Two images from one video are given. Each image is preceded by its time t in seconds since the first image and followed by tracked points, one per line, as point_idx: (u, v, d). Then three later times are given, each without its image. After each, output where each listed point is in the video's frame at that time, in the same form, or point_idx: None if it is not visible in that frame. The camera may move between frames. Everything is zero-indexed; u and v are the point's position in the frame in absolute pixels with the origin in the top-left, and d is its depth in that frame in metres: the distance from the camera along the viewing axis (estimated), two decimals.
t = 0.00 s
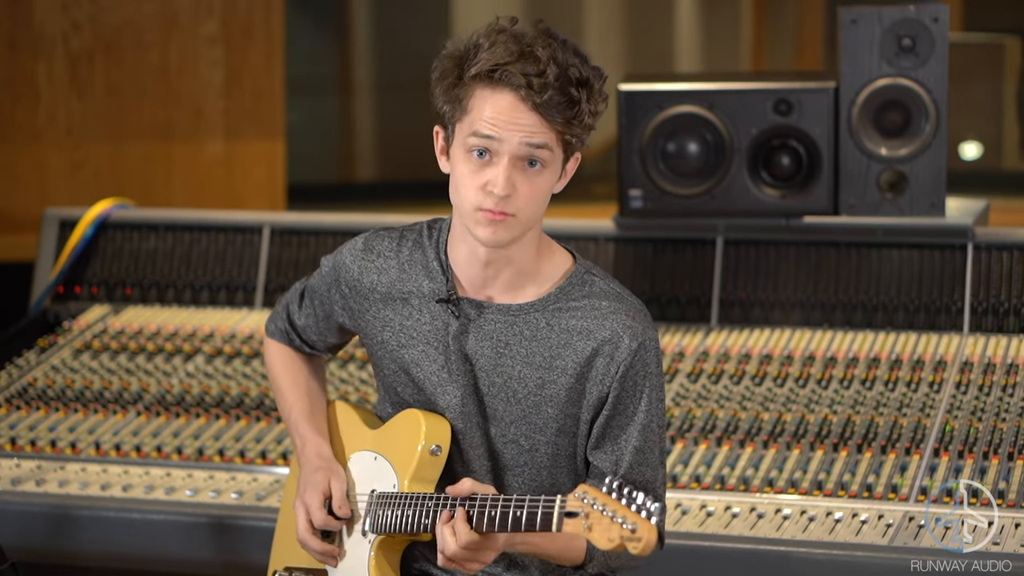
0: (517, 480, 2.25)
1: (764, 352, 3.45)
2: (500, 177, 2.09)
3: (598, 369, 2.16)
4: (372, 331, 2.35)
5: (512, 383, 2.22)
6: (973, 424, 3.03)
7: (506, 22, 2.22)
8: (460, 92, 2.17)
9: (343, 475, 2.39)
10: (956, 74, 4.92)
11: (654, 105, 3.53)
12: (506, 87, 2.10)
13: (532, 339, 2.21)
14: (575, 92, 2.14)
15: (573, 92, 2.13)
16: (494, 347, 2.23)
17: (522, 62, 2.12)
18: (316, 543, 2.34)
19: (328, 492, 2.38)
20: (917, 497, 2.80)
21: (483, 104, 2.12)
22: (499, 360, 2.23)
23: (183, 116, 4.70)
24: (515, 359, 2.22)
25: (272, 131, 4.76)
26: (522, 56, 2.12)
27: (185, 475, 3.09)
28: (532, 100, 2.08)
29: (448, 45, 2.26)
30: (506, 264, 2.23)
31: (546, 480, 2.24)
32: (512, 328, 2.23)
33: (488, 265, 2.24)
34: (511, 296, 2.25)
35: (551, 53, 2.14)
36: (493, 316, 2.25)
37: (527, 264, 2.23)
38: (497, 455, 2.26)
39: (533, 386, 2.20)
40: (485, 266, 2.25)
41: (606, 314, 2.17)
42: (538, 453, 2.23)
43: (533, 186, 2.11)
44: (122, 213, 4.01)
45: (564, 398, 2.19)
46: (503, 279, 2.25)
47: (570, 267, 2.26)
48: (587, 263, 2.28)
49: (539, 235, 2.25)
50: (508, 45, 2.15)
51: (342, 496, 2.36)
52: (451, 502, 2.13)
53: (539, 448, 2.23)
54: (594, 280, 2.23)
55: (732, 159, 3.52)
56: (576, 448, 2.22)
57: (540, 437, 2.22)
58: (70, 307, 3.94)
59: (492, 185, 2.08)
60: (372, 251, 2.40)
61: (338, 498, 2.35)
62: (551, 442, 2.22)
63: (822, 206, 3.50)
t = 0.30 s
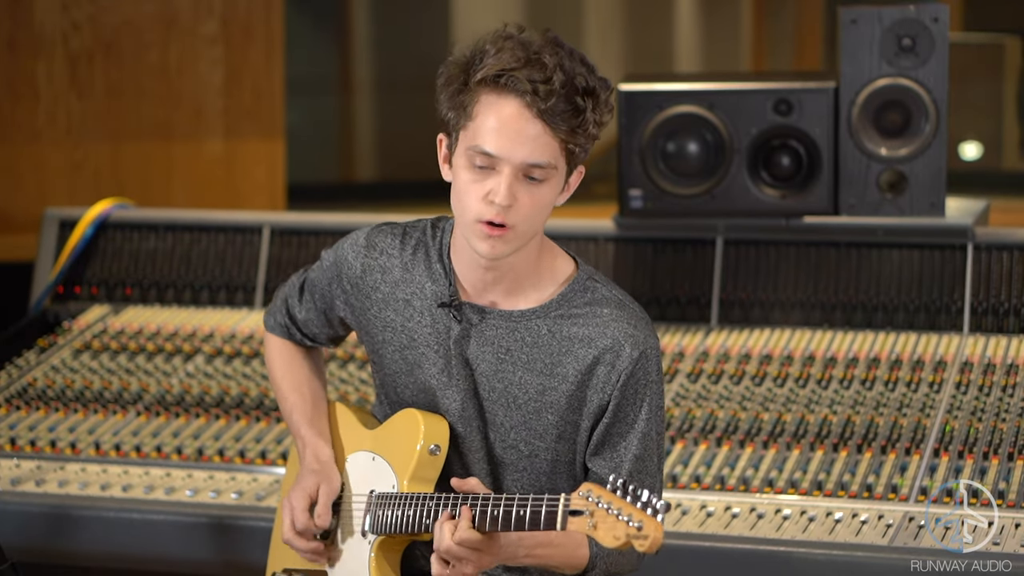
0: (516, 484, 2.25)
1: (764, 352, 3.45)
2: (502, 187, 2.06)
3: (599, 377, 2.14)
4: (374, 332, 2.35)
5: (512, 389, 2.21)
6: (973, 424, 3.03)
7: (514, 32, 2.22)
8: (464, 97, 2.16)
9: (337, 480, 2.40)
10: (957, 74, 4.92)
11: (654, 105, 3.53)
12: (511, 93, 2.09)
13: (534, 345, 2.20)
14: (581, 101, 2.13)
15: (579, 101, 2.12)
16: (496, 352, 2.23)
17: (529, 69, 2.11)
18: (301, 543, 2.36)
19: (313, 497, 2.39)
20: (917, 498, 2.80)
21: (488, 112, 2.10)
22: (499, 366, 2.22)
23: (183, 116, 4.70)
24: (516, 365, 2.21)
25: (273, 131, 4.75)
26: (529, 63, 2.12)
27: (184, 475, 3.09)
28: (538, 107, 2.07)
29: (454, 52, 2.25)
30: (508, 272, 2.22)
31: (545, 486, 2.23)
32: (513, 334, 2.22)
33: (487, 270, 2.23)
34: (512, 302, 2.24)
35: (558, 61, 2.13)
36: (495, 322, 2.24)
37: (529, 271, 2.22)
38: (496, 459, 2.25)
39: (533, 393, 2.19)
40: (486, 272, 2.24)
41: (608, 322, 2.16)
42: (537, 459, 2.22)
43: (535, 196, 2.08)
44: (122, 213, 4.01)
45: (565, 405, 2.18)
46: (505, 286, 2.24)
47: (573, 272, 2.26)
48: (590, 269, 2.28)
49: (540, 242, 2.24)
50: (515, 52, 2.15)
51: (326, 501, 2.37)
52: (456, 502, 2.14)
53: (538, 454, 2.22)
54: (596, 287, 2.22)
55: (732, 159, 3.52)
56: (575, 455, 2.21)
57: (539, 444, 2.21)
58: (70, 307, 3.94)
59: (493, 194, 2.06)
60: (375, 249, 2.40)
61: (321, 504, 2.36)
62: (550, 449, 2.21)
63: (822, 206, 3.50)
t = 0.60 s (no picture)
0: (510, 494, 2.24)
1: (764, 352, 3.45)
2: (504, 209, 2.06)
3: (595, 394, 2.13)
4: (373, 340, 2.35)
5: (508, 401, 2.20)
6: (973, 424, 3.03)
7: (519, 46, 2.20)
8: (467, 116, 2.14)
9: (327, 474, 2.41)
10: (956, 75, 4.92)
11: (654, 105, 3.53)
12: (516, 114, 2.08)
13: (532, 359, 2.19)
14: (586, 123, 2.12)
15: (585, 123, 2.11)
16: (493, 365, 2.22)
17: (534, 90, 2.10)
18: (295, 532, 2.37)
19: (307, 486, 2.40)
20: (917, 498, 2.80)
21: (490, 132, 2.09)
22: (496, 378, 2.21)
23: (183, 116, 4.70)
24: (513, 378, 2.20)
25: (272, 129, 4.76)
26: (535, 84, 2.10)
27: (184, 475, 3.09)
28: (543, 130, 2.06)
29: (456, 64, 2.23)
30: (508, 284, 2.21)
31: (540, 497, 2.23)
32: (511, 347, 2.21)
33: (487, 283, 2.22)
34: (510, 316, 2.24)
35: (564, 82, 2.12)
36: (493, 334, 2.23)
37: (530, 285, 2.22)
38: (492, 470, 2.25)
39: (530, 407, 2.18)
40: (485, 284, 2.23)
41: (605, 340, 2.14)
42: (533, 471, 2.21)
43: (537, 218, 2.09)
44: (123, 213, 4.01)
45: (561, 419, 2.17)
46: (504, 299, 2.24)
47: (573, 285, 2.25)
48: (591, 281, 2.26)
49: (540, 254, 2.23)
50: (520, 71, 2.13)
51: (317, 492, 2.38)
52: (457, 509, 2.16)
53: (534, 466, 2.21)
54: (596, 302, 2.21)
55: (732, 159, 3.52)
56: (571, 468, 2.20)
57: (534, 456, 2.21)
58: (70, 307, 3.94)
59: (496, 217, 2.06)
60: (373, 256, 2.39)
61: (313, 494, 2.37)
62: (545, 461, 2.20)
63: (823, 207, 3.50)
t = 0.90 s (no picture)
0: (507, 499, 2.25)
1: (764, 352, 3.45)
2: (495, 219, 2.06)
3: (588, 400, 2.13)
4: (367, 344, 2.36)
5: (502, 407, 2.20)
6: (973, 424, 3.03)
7: (516, 53, 2.18)
8: (460, 123, 2.13)
9: (333, 461, 2.41)
10: (956, 75, 4.92)
11: (654, 105, 3.53)
12: (509, 125, 2.07)
13: (525, 364, 2.19)
14: (579, 134, 2.11)
15: (578, 134, 2.10)
16: (486, 369, 2.21)
17: (528, 100, 2.09)
18: (300, 511, 2.37)
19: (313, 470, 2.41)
20: (917, 498, 2.80)
21: (484, 140, 2.08)
22: (489, 383, 2.21)
23: (183, 116, 4.70)
24: (507, 384, 2.20)
25: (272, 129, 4.80)
26: (529, 94, 2.09)
27: (185, 475, 3.09)
28: (535, 142, 2.05)
29: (453, 68, 2.22)
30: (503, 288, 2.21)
31: (536, 501, 2.24)
32: (504, 352, 2.21)
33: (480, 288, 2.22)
34: (503, 322, 2.23)
35: (559, 92, 2.11)
36: (485, 339, 2.22)
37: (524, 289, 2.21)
38: (488, 474, 2.26)
39: (524, 412, 2.19)
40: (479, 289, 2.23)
41: (598, 346, 2.14)
42: (528, 475, 2.22)
43: (527, 227, 2.09)
44: (123, 213, 4.01)
45: (555, 425, 2.17)
46: (498, 303, 2.23)
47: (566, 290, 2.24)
48: (585, 285, 2.25)
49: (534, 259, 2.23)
50: (514, 81, 2.12)
51: (325, 474, 2.39)
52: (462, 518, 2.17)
53: (529, 470, 2.22)
54: (588, 306, 2.19)
55: (732, 159, 3.52)
56: (567, 472, 2.21)
57: (530, 461, 2.21)
58: (70, 307, 3.93)
59: (486, 227, 2.06)
60: (365, 263, 2.39)
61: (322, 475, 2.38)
62: (541, 466, 2.21)
63: (823, 206, 3.50)
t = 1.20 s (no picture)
0: (505, 501, 2.25)
1: (764, 352, 3.45)
2: (504, 204, 2.06)
3: (588, 404, 2.13)
4: (368, 344, 2.36)
5: (502, 409, 2.21)
6: (973, 424, 3.03)
7: (521, 44, 2.20)
8: (467, 111, 2.14)
9: (336, 470, 2.40)
10: (956, 75, 4.92)
11: (654, 105, 3.53)
12: (517, 110, 2.08)
13: (526, 367, 2.19)
14: (587, 119, 2.12)
15: (585, 119, 2.11)
16: (487, 372, 2.22)
17: (536, 85, 2.10)
18: (312, 532, 2.36)
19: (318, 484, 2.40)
20: (917, 498, 2.80)
21: (492, 127, 2.09)
22: (490, 386, 2.21)
23: (182, 116, 4.70)
24: (507, 387, 2.20)
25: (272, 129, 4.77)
26: (536, 79, 2.11)
27: (184, 475, 3.09)
28: (544, 125, 2.06)
29: (458, 62, 2.23)
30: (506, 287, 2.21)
31: (534, 504, 2.24)
32: (505, 355, 2.21)
33: (484, 285, 2.22)
34: (506, 322, 2.23)
35: (566, 78, 2.12)
36: (487, 341, 2.23)
37: (527, 288, 2.21)
38: (487, 476, 2.26)
39: (524, 415, 2.19)
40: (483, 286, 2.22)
41: (599, 351, 2.13)
42: (527, 478, 2.22)
43: (537, 215, 2.08)
44: (122, 213, 4.01)
45: (554, 428, 2.17)
46: (500, 302, 2.23)
47: (569, 291, 2.23)
48: (586, 287, 2.25)
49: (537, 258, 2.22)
50: (521, 67, 2.13)
51: (332, 488, 2.38)
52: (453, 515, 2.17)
53: (528, 473, 2.22)
54: (591, 311, 2.19)
55: (732, 159, 3.52)
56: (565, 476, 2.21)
57: (528, 463, 2.21)
58: (70, 307, 3.93)
59: (496, 212, 2.05)
60: (368, 263, 2.39)
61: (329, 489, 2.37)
62: (539, 469, 2.21)
63: (823, 206, 3.49)
